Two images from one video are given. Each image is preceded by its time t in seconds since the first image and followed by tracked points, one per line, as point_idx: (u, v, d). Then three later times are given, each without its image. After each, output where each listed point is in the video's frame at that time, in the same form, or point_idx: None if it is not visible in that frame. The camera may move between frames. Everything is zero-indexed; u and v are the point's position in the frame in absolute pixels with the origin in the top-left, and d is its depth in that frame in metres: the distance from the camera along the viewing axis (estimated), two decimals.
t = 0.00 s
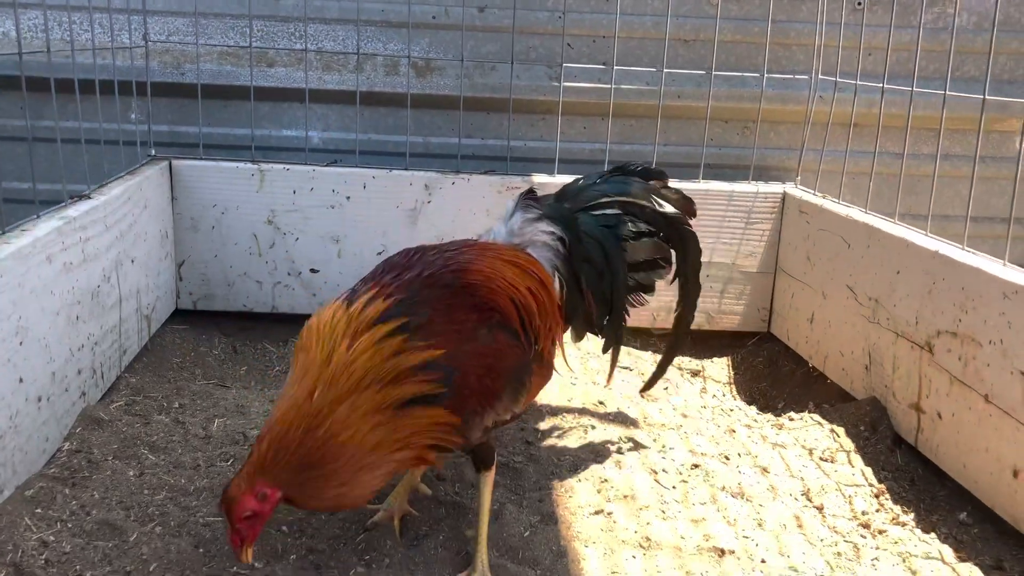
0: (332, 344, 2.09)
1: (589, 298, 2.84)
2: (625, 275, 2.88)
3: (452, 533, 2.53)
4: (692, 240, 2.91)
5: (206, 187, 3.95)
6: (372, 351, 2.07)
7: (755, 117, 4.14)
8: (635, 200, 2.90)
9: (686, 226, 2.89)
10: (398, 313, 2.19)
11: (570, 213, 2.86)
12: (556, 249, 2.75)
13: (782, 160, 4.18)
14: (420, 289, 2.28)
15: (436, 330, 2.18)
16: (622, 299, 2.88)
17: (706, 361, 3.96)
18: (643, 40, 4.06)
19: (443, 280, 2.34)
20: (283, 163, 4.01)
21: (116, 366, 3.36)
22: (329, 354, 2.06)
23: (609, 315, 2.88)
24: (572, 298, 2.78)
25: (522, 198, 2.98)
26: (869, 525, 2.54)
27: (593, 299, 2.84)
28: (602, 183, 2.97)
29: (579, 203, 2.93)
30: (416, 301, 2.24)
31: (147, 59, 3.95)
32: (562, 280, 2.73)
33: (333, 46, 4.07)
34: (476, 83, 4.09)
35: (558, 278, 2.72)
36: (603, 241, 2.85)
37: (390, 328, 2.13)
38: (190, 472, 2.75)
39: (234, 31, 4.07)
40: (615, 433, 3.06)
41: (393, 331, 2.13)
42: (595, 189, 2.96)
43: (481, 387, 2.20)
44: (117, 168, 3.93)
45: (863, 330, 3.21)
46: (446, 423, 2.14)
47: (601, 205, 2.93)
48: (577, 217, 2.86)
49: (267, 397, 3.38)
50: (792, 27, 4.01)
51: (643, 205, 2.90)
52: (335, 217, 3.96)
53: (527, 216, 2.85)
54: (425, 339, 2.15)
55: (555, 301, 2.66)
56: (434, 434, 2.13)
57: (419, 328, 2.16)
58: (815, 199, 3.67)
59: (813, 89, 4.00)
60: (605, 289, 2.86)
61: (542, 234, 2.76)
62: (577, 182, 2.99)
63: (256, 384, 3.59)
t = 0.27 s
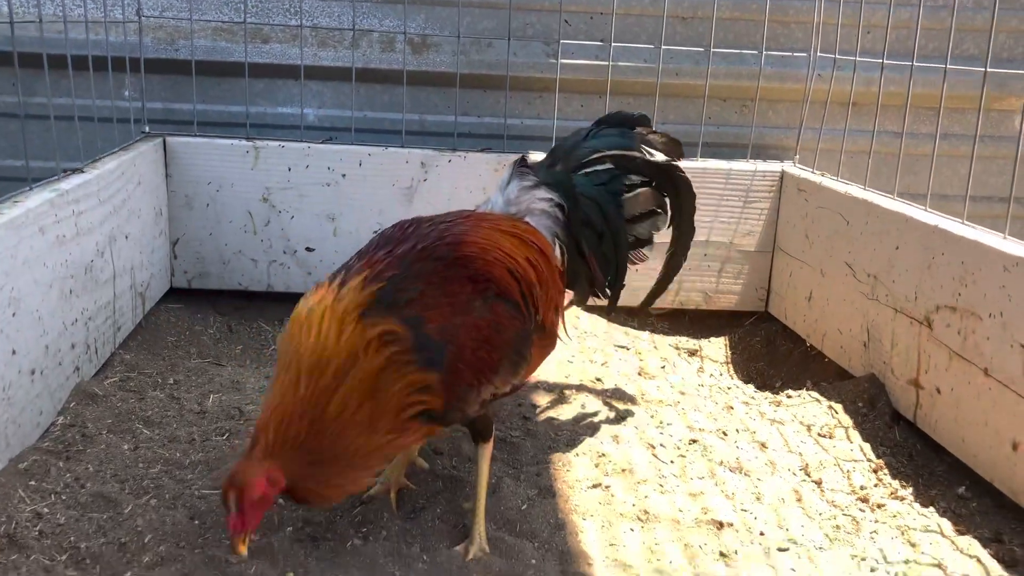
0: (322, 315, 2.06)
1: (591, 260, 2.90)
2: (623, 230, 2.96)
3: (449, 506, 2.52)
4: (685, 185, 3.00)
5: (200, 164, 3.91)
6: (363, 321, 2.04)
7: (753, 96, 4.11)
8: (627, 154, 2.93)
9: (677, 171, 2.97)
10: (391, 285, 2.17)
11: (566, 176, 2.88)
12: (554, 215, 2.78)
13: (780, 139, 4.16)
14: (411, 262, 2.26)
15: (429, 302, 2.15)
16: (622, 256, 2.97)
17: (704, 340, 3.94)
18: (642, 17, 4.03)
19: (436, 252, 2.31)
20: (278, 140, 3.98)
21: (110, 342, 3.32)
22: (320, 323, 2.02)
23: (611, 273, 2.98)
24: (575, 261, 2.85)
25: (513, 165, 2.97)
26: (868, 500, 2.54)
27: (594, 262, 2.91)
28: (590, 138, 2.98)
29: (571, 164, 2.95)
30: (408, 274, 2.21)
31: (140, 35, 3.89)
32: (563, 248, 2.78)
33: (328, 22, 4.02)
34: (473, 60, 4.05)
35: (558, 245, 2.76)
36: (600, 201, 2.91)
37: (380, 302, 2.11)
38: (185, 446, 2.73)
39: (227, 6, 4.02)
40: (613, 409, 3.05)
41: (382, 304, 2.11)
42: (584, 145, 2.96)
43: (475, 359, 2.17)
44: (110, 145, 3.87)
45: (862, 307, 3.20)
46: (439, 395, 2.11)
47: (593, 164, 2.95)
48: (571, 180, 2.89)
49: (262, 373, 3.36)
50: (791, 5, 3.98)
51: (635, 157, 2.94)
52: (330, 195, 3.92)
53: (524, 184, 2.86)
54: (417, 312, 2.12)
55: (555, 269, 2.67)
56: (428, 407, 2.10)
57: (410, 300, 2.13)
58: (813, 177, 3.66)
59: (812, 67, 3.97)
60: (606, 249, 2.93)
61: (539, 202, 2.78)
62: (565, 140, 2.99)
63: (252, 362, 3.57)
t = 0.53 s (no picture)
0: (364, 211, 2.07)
1: (607, 240, 2.88)
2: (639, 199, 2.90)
3: (450, 492, 2.52)
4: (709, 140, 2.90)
5: (199, 151, 3.88)
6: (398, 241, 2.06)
7: (755, 83, 4.09)
8: (636, 118, 2.84)
9: (698, 125, 2.85)
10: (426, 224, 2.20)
11: (577, 158, 2.83)
12: (564, 201, 2.72)
13: (781, 127, 4.14)
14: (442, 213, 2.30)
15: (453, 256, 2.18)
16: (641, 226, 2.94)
17: (705, 329, 3.94)
18: (643, 4, 4.00)
19: (465, 214, 2.34)
20: (278, 127, 3.95)
21: (110, 329, 3.31)
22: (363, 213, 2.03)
23: (631, 246, 2.96)
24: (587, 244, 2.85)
25: (521, 151, 2.89)
26: (869, 487, 2.53)
27: (610, 241, 2.89)
28: (598, 103, 2.88)
29: (578, 141, 2.88)
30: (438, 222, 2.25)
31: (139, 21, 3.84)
32: (572, 237, 2.76)
33: (327, 8, 3.99)
34: (473, 46, 4.03)
35: (566, 235, 2.73)
36: (613, 173, 2.83)
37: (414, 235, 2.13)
38: (185, 431, 2.73)
39: None
40: (614, 396, 3.05)
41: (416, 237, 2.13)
42: (592, 113, 2.88)
43: (479, 324, 2.18)
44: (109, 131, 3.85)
45: (863, 295, 3.19)
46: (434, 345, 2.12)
47: (601, 135, 2.87)
48: (579, 158, 2.83)
49: (262, 360, 3.35)
50: None
51: (645, 120, 2.84)
52: (330, 182, 3.90)
53: (532, 170, 2.78)
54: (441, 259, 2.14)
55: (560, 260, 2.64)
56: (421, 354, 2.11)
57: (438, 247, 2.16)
58: (815, 165, 3.64)
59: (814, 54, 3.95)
60: (622, 224, 2.90)
61: (549, 188, 2.71)
62: (572, 110, 2.90)
63: (251, 350, 3.56)
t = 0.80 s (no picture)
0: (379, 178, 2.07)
1: (606, 232, 2.83)
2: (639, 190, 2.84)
3: (450, 482, 2.51)
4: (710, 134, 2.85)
5: (199, 141, 3.87)
6: (410, 209, 2.05)
7: (756, 74, 4.07)
8: (635, 108, 2.79)
9: (695, 117, 2.83)
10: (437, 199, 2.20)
11: (576, 148, 2.79)
12: (565, 190, 2.70)
13: (783, 118, 4.13)
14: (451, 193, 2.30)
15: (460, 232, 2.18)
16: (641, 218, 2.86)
17: (705, 321, 3.93)
18: None
19: (474, 196, 2.35)
20: (277, 117, 3.94)
21: (109, 319, 3.30)
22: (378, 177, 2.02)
23: (631, 239, 2.87)
24: (586, 235, 2.79)
25: (521, 143, 2.87)
26: (870, 478, 2.53)
27: (609, 233, 2.83)
28: (597, 93, 2.83)
29: (577, 131, 2.83)
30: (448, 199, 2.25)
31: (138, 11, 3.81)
32: (574, 228, 2.72)
33: None
34: (473, 37, 4.01)
35: (569, 226, 2.70)
36: (614, 163, 2.78)
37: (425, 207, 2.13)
38: (185, 421, 2.73)
39: None
40: (614, 387, 3.04)
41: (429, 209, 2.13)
42: (591, 104, 2.83)
43: (481, 301, 2.17)
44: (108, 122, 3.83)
45: (864, 286, 3.18)
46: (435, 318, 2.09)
47: (600, 125, 2.83)
48: (578, 149, 2.80)
49: (262, 351, 3.34)
50: None
51: (645, 109, 2.79)
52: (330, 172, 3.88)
53: (533, 161, 2.75)
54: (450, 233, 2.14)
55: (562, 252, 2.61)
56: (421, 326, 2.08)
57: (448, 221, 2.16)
58: (817, 156, 3.63)
59: (816, 45, 3.93)
60: (622, 215, 2.83)
61: (550, 178, 2.69)
62: (572, 102, 2.87)
63: (251, 341, 3.55)
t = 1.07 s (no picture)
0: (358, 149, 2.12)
1: (604, 232, 2.78)
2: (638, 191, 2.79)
3: (448, 473, 2.52)
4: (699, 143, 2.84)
5: (199, 134, 3.87)
6: (386, 181, 2.08)
7: (756, 70, 4.07)
8: (634, 112, 2.81)
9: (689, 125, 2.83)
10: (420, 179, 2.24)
11: (574, 147, 2.76)
12: (564, 187, 2.68)
13: (782, 114, 4.13)
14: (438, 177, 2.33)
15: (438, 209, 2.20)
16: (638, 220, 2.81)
17: (703, 316, 3.93)
18: None
19: (461, 182, 2.37)
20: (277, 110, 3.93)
21: (108, 311, 3.30)
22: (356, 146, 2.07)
23: (628, 241, 2.82)
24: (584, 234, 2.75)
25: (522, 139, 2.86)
26: (866, 471, 2.54)
27: (607, 232, 2.78)
28: (597, 96, 2.87)
29: (577, 130, 2.85)
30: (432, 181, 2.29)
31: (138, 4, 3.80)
32: (572, 226, 2.69)
33: None
34: (473, 31, 4.01)
35: (567, 223, 2.68)
36: (612, 163, 2.75)
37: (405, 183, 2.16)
38: (183, 412, 2.73)
39: None
40: (612, 380, 3.05)
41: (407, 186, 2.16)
42: (591, 105, 2.85)
43: (456, 278, 2.17)
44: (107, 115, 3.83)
45: (862, 281, 3.19)
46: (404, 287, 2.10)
47: (600, 125, 2.82)
48: (578, 147, 2.78)
49: (261, 343, 3.35)
50: None
51: (644, 114, 2.80)
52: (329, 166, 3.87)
53: (533, 156, 2.75)
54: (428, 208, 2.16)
55: (557, 246, 2.62)
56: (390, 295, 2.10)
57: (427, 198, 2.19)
58: (816, 151, 3.63)
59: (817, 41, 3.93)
60: (620, 215, 2.78)
61: (549, 173, 2.68)
62: (571, 102, 2.91)
63: (250, 333, 3.56)
